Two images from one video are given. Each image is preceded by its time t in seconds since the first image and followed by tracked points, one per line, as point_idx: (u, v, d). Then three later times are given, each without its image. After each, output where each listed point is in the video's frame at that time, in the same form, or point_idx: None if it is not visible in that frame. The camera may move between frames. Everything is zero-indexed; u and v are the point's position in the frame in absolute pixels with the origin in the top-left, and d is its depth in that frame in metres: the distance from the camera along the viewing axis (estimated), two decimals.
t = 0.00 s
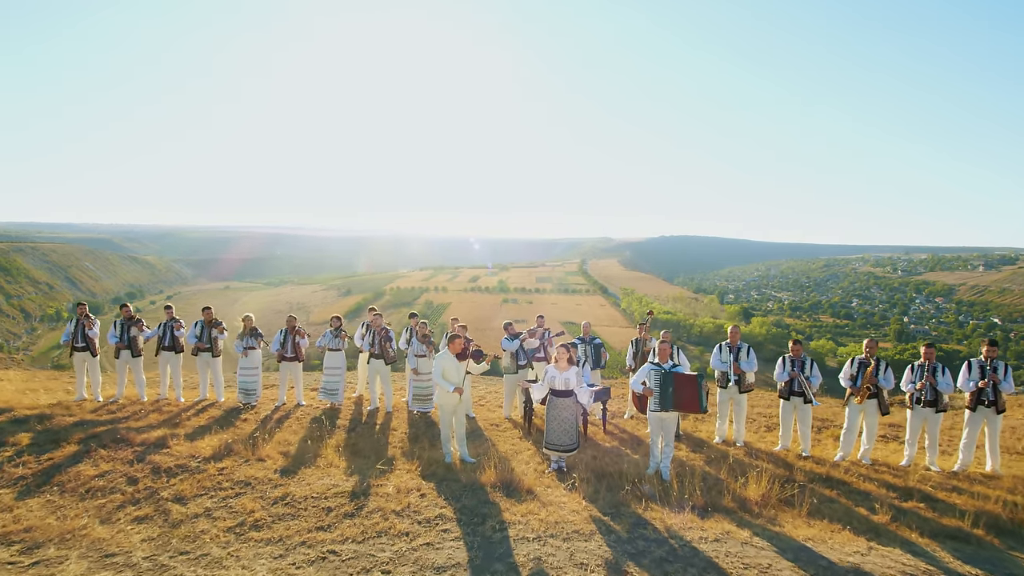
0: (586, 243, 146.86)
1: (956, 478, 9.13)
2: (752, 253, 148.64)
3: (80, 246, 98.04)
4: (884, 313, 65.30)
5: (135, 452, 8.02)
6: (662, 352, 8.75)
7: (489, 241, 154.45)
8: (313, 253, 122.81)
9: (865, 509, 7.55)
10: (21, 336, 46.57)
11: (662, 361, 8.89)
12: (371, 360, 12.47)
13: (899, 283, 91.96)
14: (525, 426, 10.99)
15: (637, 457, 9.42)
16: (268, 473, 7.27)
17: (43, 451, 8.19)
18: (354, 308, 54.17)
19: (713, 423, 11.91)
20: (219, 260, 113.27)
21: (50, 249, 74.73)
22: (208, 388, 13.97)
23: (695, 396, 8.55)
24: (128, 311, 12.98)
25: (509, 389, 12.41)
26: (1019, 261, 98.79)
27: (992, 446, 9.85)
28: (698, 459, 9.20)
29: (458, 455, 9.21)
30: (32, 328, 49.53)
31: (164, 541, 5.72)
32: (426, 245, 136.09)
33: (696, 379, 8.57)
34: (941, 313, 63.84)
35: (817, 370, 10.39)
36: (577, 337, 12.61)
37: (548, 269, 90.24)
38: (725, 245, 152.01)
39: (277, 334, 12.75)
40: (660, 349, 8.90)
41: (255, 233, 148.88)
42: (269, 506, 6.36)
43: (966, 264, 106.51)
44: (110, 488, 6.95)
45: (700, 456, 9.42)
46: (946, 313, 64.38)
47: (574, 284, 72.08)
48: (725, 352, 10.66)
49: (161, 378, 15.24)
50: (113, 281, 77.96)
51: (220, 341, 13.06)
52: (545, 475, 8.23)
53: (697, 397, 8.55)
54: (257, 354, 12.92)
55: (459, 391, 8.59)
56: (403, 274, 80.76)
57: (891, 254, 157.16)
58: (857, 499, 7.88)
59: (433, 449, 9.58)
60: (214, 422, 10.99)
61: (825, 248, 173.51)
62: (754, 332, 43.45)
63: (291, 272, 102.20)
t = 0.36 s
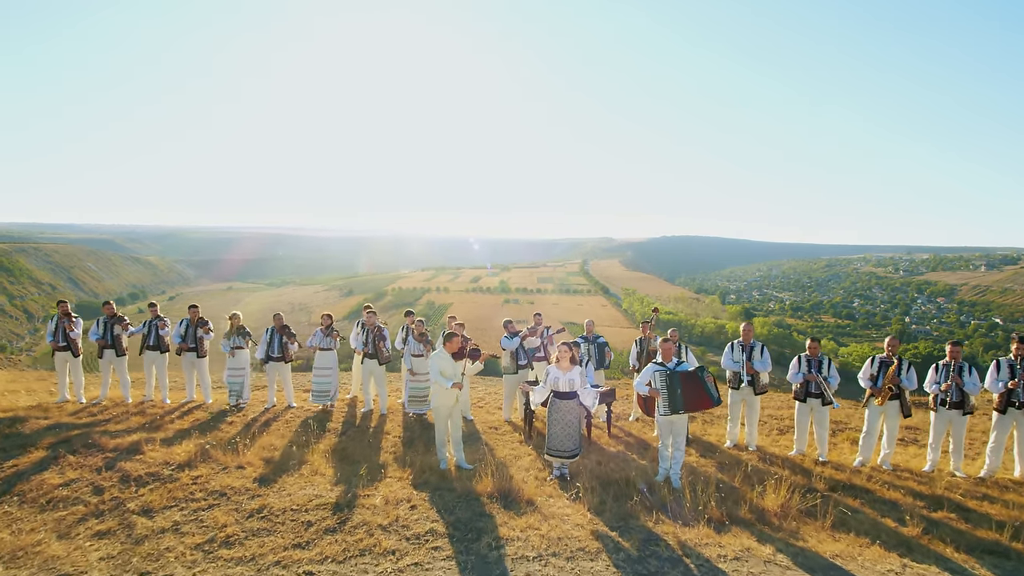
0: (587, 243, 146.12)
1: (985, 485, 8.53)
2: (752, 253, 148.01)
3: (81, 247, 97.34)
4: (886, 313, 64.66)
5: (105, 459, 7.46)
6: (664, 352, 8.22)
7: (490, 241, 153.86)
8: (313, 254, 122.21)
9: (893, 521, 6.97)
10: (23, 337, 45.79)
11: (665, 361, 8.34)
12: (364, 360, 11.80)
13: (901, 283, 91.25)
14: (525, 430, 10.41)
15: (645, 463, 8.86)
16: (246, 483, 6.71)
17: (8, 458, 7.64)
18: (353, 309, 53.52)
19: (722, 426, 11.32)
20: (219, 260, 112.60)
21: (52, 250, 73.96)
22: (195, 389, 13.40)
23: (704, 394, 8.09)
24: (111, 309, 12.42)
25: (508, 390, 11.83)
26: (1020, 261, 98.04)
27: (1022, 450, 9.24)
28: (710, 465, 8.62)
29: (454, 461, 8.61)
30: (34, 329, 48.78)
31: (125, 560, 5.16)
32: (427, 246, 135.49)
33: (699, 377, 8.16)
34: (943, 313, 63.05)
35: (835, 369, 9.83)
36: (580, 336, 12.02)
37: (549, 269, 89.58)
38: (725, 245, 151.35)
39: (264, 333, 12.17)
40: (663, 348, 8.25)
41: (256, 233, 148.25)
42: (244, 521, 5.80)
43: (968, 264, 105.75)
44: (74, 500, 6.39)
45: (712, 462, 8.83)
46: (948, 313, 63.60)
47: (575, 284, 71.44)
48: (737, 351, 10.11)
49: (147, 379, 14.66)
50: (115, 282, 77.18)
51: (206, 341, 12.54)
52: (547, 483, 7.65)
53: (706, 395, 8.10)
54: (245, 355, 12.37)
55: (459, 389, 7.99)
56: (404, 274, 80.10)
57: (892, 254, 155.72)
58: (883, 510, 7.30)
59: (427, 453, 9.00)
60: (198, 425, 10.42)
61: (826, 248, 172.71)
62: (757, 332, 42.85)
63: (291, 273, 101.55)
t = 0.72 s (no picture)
0: (586, 243, 145.59)
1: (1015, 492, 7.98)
2: (751, 252, 147.45)
3: (78, 247, 96.53)
4: (885, 313, 64.18)
5: (71, 467, 6.89)
6: (670, 352, 7.72)
7: (490, 241, 153.31)
8: (311, 254, 121.54)
9: (925, 534, 6.42)
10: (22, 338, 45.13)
11: (672, 362, 7.81)
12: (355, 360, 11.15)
13: (900, 283, 90.72)
14: (525, 434, 9.85)
15: (653, 469, 8.31)
16: (221, 495, 6.15)
17: None
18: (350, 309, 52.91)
19: (733, 429, 10.76)
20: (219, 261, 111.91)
21: (51, 250, 73.22)
22: (180, 390, 12.85)
23: (717, 391, 7.57)
24: (91, 307, 11.86)
25: (508, 391, 11.27)
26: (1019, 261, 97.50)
27: None
28: (722, 472, 8.08)
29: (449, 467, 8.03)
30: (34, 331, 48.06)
31: None
32: (425, 246, 134.88)
33: (709, 376, 7.62)
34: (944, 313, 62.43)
35: (853, 369, 9.30)
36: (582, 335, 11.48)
37: (548, 269, 88.99)
38: (725, 244, 150.85)
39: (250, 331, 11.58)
40: (668, 347, 7.74)
41: (254, 233, 147.51)
42: (215, 538, 5.24)
43: (967, 264, 105.20)
44: (31, 512, 5.81)
45: (725, 469, 8.27)
46: (949, 313, 62.97)
47: (574, 284, 70.84)
48: (749, 350, 9.58)
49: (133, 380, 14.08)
50: (115, 282, 76.39)
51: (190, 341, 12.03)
52: (549, 492, 7.10)
53: (719, 393, 7.57)
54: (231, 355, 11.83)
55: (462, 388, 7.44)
56: (403, 274, 79.47)
57: (891, 254, 155.00)
58: (913, 522, 6.74)
59: (420, 459, 8.44)
60: (179, 429, 9.85)
61: (825, 247, 172.24)
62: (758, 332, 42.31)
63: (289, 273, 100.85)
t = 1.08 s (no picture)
0: (583, 243, 145.00)
1: None
2: (748, 252, 147.24)
3: (72, 247, 95.32)
4: (881, 311, 63.87)
5: (29, 476, 6.29)
6: (680, 350, 7.18)
7: (487, 241, 152.69)
8: (307, 253, 120.64)
9: (961, 548, 5.89)
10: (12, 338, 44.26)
11: (682, 361, 7.28)
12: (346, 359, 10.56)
13: (896, 282, 90.42)
14: (525, 437, 9.33)
15: (662, 476, 7.77)
16: (191, 509, 5.58)
17: None
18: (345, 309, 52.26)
19: (743, 432, 10.23)
20: (214, 260, 110.88)
21: (45, 250, 72.14)
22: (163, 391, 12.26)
23: (731, 390, 7.03)
24: (68, 304, 11.26)
25: (505, 393, 10.71)
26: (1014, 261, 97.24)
27: None
28: (736, 479, 7.55)
29: (443, 474, 7.47)
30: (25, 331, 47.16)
31: None
32: (422, 245, 134.12)
33: (722, 374, 7.09)
34: (942, 313, 61.94)
35: (873, 368, 8.78)
36: (584, 333, 10.95)
37: (545, 269, 88.32)
38: (721, 243, 150.59)
39: (236, 330, 11.01)
40: (677, 345, 7.22)
41: (250, 232, 146.46)
42: (180, 560, 4.67)
43: (962, 263, 104.99)
44: None
45: (739, 475, 7.73)
46: (947, 312, 62.57)
47: (571, 284, 70.29)
48: (761, 349, 9.07)
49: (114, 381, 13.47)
50: (109, 282, 75.35)
51: (172, 340, 11.46)
52: (551, 502, 6.55)
53: (734, 393, 7.03)
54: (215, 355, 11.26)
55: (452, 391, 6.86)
56: (400, 274, 78.77)
57: (888, 254, 154.60)
58: (947, 533, 6.22)
59: (412, 465, 7.89)
60: (157, 433, 9.27)
61: (820, 247, 172.15)
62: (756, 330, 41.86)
63: (284, 273, 99.92)
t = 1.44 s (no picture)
0: (577, 242, 144.21)
1: None
2: (741, 251, 147.26)
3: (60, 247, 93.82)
4: (875, 309, 63.75)
5: None
6: (691, 346, 6.69)
7: (481, 240, 151.97)
8: (299, 252, 119.58)
9: (1003, 561, 5.40)
10: None
11: (694, 359, 6.73)
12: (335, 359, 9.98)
13: (888, 280, 90.46)
14: (524, 441, 8.81)
15: (673, 483, 7.27)
16: (157, 526, 5.02)
17: None
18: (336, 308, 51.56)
19: (753, 434, 9.74)
20: (205, 260, 109.64)
21: (35, 250, 70.78)
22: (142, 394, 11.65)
23: (746, 390, 6.39)
24: (40, 301, 10.66)
25: (501, 394, 10.16)
26: (1004, 258, 97.46)
27: None
28: (750, 486, 7.08)
29: (437, 483, 6.92)
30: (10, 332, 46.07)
31: None
32: (415, 245, 133.28)
33: (735, 372, 6.47)
34: (936, 309, 61.86)
35: (892, 367, 8.28)
36: (585, 331, 10.44)
37: (539, 268, 87.80)
38: (714, 242, 150.60)
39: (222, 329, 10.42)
40: (688, 342, 6.71)
41: (242, 232, 145.13)
42: None
43: (953, 262, 105.24)
44: None
45: (754, 482, 7.23)
46: (941, 309, 62.21)
47: (566, 282, 69.77)
48: (773, 347, 8.57)
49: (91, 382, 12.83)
50: (100, 282, 74.08)
51: (152, 338, 10.90)
52: (555, 514, 6.02)
53: (749, 393, 6.39)
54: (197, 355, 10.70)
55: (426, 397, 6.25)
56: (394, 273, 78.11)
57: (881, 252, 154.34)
58: (984, 544, 5.74)
59: (404, 472, 7.35)
60: (132, 438, 8.68)
61: (812, 246, 172.54)
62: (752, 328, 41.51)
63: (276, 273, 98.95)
